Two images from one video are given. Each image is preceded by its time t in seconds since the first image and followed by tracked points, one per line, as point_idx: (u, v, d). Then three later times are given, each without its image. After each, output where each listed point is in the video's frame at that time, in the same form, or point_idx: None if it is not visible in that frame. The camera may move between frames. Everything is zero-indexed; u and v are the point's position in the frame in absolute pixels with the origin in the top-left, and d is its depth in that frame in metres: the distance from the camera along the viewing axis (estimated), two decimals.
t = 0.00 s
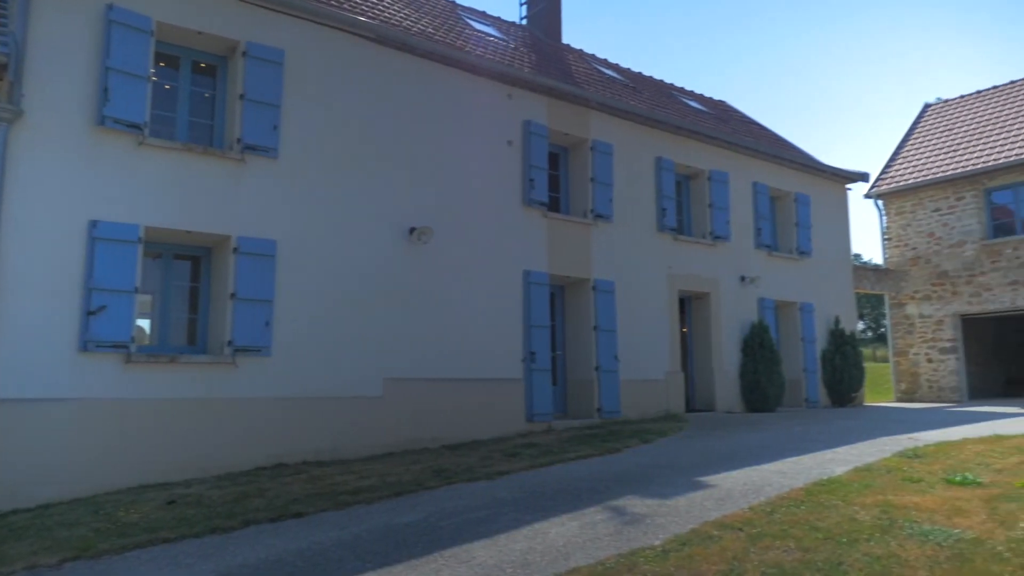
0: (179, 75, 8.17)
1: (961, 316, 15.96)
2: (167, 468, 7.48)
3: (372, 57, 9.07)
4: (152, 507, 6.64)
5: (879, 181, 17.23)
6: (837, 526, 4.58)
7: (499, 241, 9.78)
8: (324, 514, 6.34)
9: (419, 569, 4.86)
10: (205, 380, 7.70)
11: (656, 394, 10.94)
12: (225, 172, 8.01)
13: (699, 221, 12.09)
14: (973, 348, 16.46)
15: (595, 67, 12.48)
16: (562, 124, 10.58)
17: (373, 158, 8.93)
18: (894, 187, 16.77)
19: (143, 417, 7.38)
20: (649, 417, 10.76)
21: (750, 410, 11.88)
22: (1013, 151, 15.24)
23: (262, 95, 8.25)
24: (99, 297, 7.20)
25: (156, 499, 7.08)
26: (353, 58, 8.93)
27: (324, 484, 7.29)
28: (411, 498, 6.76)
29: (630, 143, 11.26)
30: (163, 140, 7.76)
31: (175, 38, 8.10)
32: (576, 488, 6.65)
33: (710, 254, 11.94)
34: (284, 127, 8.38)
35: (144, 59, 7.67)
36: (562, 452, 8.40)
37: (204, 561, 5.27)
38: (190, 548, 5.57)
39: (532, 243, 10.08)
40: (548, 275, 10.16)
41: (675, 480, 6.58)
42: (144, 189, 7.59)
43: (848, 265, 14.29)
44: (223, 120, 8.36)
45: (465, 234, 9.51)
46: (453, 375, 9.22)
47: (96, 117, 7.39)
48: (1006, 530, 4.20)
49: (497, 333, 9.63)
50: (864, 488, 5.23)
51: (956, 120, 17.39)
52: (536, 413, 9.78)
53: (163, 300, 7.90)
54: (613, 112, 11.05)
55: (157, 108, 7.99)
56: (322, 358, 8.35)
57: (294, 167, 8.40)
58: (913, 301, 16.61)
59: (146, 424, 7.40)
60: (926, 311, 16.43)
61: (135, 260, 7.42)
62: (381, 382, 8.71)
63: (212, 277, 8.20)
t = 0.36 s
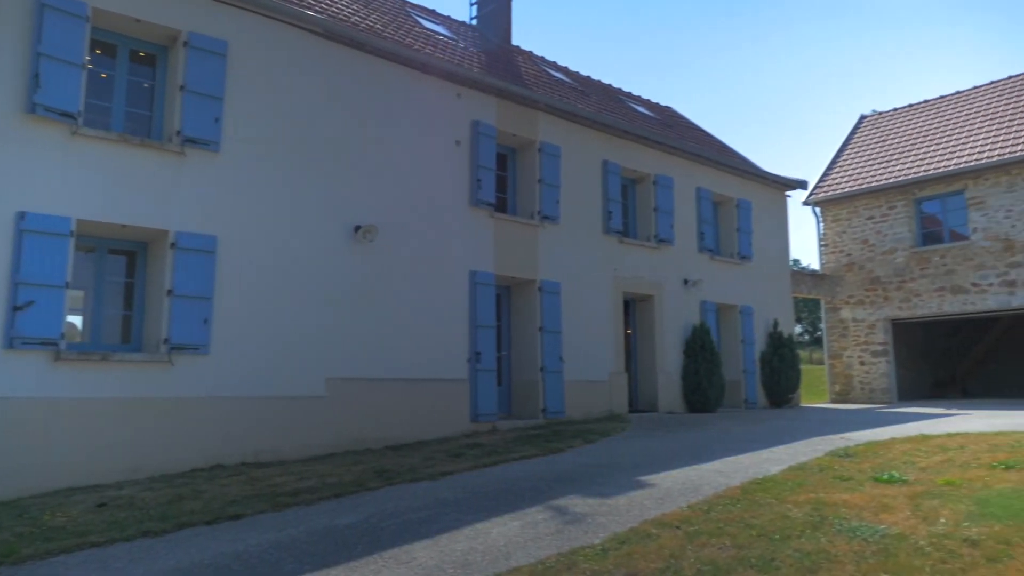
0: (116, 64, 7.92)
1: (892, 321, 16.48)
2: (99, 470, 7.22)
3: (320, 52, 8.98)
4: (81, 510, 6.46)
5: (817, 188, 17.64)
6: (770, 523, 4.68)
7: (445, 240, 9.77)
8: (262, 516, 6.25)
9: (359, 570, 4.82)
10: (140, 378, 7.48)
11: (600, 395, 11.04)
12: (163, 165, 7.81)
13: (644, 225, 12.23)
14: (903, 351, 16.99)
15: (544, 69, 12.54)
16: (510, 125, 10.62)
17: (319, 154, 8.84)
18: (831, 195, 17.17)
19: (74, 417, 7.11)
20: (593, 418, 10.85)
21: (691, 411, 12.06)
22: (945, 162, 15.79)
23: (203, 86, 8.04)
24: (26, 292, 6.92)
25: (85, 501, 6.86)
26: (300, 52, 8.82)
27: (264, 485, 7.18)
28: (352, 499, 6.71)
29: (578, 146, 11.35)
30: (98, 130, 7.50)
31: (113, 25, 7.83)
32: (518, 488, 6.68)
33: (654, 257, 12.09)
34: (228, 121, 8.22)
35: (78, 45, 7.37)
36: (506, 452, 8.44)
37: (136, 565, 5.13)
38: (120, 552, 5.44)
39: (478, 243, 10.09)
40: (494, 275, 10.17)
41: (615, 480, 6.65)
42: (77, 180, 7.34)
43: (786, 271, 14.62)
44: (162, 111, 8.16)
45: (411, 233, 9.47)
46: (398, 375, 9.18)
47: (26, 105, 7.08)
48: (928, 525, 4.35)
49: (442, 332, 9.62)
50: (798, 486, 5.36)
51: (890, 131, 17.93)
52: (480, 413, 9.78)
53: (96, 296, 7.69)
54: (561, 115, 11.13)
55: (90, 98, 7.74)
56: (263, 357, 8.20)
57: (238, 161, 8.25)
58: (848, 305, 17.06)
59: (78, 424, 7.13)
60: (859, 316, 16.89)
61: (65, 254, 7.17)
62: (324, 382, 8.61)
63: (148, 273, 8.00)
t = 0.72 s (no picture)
0: (51, 51, 7.69)
1: (829, 324, 16.89)
2: (28, 471, 6.95)
3: (267, 46, 8.85)
4: (7, 514, 6.23)
5: (760, 194, 17.95)
6: (709, 521, 4.76)
7: (392, 239, 9.71)
8: (198, 519, 6.13)
9: (298, 573, 4.75)
10: (72, 377, 7.23)
11: (547, 397, 11.09)
12: (99, 157, 7.58)
13: (592, 227, 12.32)
14: (840, 354, 17.42)
15: (495, 70, 12.55)
16: (460, 124, 10.61)
17: (265, 150, 8.71)
18: (774, 201, 17.46)
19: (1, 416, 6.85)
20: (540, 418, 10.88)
21: (636, 412, 12.18)
22: (882, 171, 16.23)
23: (143, 77, 7.85)
24: None
25: (13, 504, 6.62)
26: (247, 45, 8.68)
27: (202, 487, 7.04)
28: (293, 500, 6.62)
29: (527, 147, 11.39)
30: (31, 119, 7.23)
31: (50, 11, 7.61)
32: (462, 489, 6.67)
33: (602, 259, 12.20)
34: (171, 113, 8.05)
35: (11, 31, 7.14)
36: (451, 452, 8.43)
37: (65, 571, 4.97)
38: (47, 558, 5.27)
39: (426, 242, 10.06)
40: (442, 275, 10.14)
41: (558, 480, 6.68)
42: (8, 170, 7.07)
43: (730, 275, 14.87)
44: (100, 102, 7.94)
45: (358, 231, 9.40)
46: (343, 375, 9.09)
47: None
48: (859, 522, 4.47)
49: (389, 332, 9.56)
50: (737, 485, 5.45)
51: (831, 141, 18.37)
52: (426, 414, 9.74)
53: (26, 292, 7.45)
54: (511, 116, 11.16)
55: (23, 85, 7.50)
56: (205, 356, 8.02)
57: (182, 154, 8.07)
58: (788, 309, 17.42)
59: (4, 425, 6.87)
60: (799, 319, 17.26)
61: None
62: (267, 381, 8.46)
63: (82, 268, 7.79)
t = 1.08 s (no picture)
0: None
1: (771, 326, 17.24)
2: None
3: (215, 38, 8.70)
4: None
5: (707, 199, 18.24)
6: (652, 520, 4.82)
7: (340, 238, 9.64)
8: (135, 522, 6.00)
9: None
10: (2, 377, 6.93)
11: (495, 397, 11.10)
12: (32, 146, 7.28)
13: (542, 229, 12.38)
14: (781, 356, 17.80)
15: (448, 70, 12.53)
16: (411, 123, 10.57)
17: (212, 144, 8.56)
18: (719, 206, 17.72)
19: None
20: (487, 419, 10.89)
21: (584, 413, 12.27)
22: (823, 179, 16.62)
23: (80, 65, 7.57)
24: None
25: None
26: (195, 37, 8.52)
27: (139, 489, 6.88)
28: (235, 502, 6.53)
29: (478, 148, 11.40)
30: None
31: None
32: (407, 489, 6.65)
33: (551, 260, 12.26)
34: (113, 104, 7.82)
35: None
36: (397, 453, 8.39)
37: None
38: None
39: (375, 241, 10.00)
40: (390, 275, 10.09)
41: (503, 480, 6.70)
42: None
43: (677, 278, 15.08)
44: (34, 89, 7.69)
45: (306, 229, 9.30)
46: (288, 374, 8.99)
47: None
48: (796, 519, 4.58)
49: (337, 331, 9.47)
50: (680, 484, 5.53)
51: (776, 148, 18.75)
52: (373, 415, 9.68)
53: None
54: (462, 116, 11.15)
55: None
56: (145, 355, 7.83)
57: (126, 146, 7.87)
58: (732, 312, 17.72)
59: None
60: (743, 321, 17.56)
61: None
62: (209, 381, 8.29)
63: (14, 262, 7.53)
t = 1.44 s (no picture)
0: None
1: (717, 328, 17.48)
2: None
3: (162, 29, 8.52)
4: None
5: (656, 203, 18.44)
6: (597, 519, 4.85)
7: (287, 235, 9.51)
8: (67, 527, 5.83)
9: None
10: None
11: (442, 398, 11.06)
12: None
13: (492, 229, 12.38)
14: (725, 358, 18.06)
15: (399, 68, 12.46)
16: (361, 120, 10.50)
17: (157, 137, 8.37)
18: (668, 210, 17.92)
19: None
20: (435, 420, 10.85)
21: (532, 413, 12.30)
22: (770, 185, 16.92)
23: (13, 50, 7.29)
24: None
25: None
26: (139, 28, 8.31)
27: (71, 492, 6.68)
28: (172, 505, 6.39)
29: (428, 147, 11.37)
30: None
31: None
32: (352, 491, 6.58)
33: (501, 261, 12.27)
34: (51, 95, 7.57)
35: None
36: (343, 454, 8.29)
37: None
38: None
39: (322, 239, 9.89)
40: (338, 274, 9.99)
41: (449, 481, 6.67)
42: None
43: (625, 281, 15.21)
44: None
45: (253, 226, 9.16)
46: (232, 374, 8.82)
47: None
48: (737, 518, 4.65)
49: (283, 330, 9.35)
50: (624, 484, 5.58)
51: (723, 154, 19.04)
52: (319, 415, 9.57)
53: None
54: (413, 114, 11.10)
55: None
56: (82, 353, 7.59)
57: (68, 136, 7.64)
58: (679, 314, 17.91)
59: None
60: (689, 323, 17.77)
61: None
62: (148, 381, 8.07)
63: None
